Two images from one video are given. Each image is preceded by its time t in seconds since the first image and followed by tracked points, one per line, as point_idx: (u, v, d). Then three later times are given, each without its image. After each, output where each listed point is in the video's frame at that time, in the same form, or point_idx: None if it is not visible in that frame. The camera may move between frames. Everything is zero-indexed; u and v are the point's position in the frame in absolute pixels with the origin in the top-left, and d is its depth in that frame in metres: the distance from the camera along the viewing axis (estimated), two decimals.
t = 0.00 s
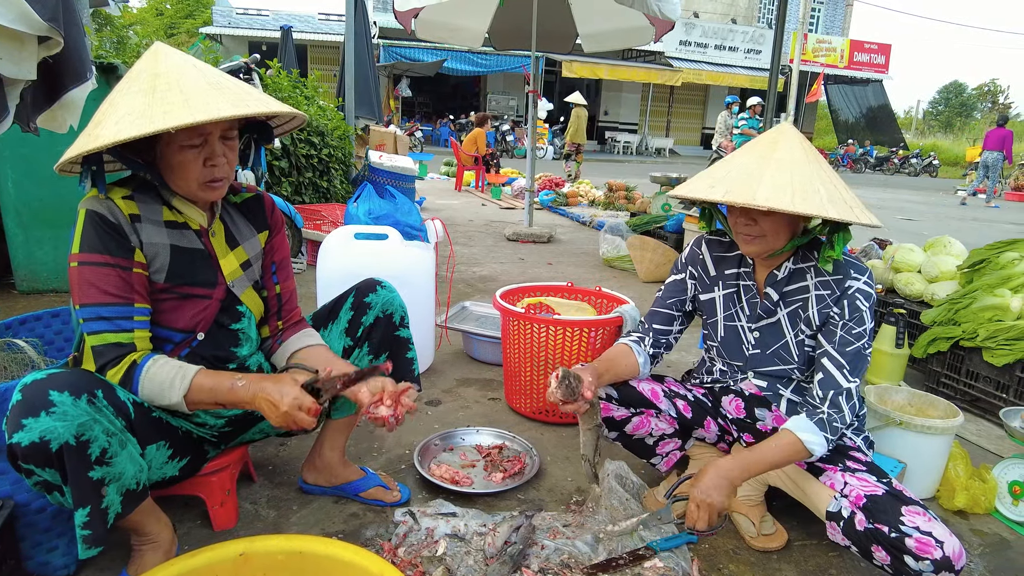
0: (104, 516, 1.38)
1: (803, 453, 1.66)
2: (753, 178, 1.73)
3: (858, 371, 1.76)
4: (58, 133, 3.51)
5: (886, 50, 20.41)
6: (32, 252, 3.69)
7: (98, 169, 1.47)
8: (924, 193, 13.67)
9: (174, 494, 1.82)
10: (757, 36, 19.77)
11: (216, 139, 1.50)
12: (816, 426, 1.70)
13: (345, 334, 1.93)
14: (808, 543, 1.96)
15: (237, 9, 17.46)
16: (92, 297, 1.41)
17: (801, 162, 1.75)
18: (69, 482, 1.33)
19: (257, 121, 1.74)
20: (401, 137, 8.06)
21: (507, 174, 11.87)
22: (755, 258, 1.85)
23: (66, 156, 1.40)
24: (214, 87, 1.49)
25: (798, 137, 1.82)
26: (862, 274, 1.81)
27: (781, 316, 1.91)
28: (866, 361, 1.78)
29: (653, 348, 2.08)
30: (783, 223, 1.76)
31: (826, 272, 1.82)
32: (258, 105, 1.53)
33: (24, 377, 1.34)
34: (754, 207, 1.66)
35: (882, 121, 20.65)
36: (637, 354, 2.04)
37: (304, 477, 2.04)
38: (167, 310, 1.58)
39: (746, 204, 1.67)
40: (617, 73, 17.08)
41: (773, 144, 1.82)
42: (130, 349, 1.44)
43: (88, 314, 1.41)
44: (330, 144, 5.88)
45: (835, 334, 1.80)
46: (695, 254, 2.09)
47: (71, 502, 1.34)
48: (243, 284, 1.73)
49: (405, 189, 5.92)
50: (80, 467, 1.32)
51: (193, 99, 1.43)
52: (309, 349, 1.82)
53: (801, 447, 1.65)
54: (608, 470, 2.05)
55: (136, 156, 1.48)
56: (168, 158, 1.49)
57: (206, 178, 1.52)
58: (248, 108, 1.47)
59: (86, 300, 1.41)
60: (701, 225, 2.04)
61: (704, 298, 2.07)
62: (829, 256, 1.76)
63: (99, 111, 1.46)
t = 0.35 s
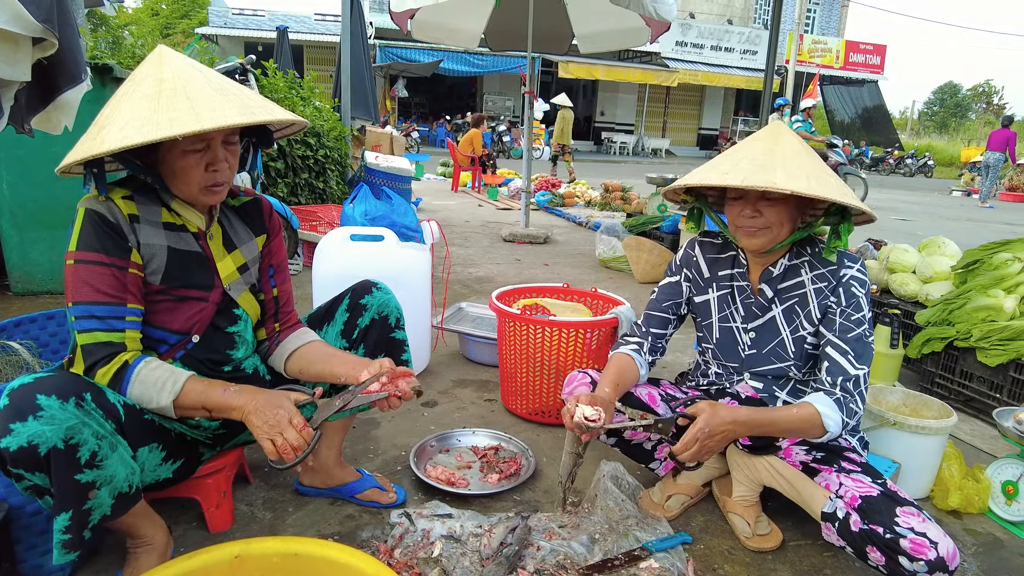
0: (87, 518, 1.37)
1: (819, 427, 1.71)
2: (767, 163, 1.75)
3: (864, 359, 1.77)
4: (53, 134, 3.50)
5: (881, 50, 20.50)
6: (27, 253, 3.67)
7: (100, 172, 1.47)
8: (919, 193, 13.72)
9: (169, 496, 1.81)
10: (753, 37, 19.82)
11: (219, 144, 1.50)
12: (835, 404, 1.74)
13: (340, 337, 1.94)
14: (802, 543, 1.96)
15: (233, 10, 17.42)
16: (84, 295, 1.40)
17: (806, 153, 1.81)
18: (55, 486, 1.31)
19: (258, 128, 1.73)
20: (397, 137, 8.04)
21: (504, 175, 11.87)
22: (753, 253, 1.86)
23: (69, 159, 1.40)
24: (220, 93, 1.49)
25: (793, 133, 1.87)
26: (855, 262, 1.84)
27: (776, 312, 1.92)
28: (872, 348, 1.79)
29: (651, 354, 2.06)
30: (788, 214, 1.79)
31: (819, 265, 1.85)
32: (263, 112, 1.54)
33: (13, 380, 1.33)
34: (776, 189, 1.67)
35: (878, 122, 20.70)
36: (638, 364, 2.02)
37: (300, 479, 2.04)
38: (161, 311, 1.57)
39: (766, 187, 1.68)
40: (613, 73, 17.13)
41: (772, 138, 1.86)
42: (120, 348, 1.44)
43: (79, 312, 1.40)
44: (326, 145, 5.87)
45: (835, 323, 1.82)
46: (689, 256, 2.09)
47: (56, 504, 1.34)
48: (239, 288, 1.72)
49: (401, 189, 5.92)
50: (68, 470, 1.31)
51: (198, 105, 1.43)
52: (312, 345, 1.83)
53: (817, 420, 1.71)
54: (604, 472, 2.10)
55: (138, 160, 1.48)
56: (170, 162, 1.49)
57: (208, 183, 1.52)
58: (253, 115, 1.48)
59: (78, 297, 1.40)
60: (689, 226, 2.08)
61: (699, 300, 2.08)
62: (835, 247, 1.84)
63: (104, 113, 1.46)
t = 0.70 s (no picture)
0: (76, 522, 1.35)
1: (852, 426, 1.66)
2: (796, 144, 1.81)
3: (880, 346, 1.75)
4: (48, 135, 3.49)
5: (876, 52, 20.59)
6: (21, 254, 3.66)
7: (99, 166, 1.45)
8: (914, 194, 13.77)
9: (165, 498, 1.81)
10: (749, 38, 19.86)
11: (219, 144, 1.50)
12: (862, 398, 1.68)
13: (335, 341, 1.93)
14: (798, 543, 1.97)
15: (229, 10, 17.39)
16: (70, 273, 1.38)
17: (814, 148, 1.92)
18: (40, 489, 1.30)
19: (258, 130, 1.74)
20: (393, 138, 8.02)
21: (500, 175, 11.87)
22: (754, 244, 1.87)
23: (67, 150, 1.39)
24: (223, 92, 1.49)
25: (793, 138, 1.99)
26: (851, 254, 1.88)
27: (773, 310, 1.93)
28: (884, 336, 1.77)
29: (640, 353, 2.03)
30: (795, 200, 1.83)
31: (816, 261, 1.88)
32: (264, 112, 1.54)
33: None
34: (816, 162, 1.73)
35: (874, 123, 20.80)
36: (630, 364, 1.99)
37: (295, 481, 2.04)
38: (155, 309, 1.57)
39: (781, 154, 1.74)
40: (609, 74, 17.16)
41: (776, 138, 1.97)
42: (96, 327, 1.38)
43: (61, 289, 1.37)
44: (322, 145, 5.85)
45: (843, 314, 1.81)
46: (684, 256, 2.09)
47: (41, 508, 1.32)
48: (233, 289, 1.72)
49: (398, 190, 5.92)
50: (53, 474, 1.30)
51: (198, 102, 1.43)
52: (305, 348, 1.82)
53: (849, 419, 1.65)
54: (601, 472, 2.10)
55: (137, 155, 1.47)
56: (169, 159, 1.49)
57: (206, 182, 1.52)
58: (252, 115, 1.47)
59: (65, 276, 1.38)
60: (687, 221, 2.10)
61: (694, 301, 2.08)
62: (840, 240, 1.89)
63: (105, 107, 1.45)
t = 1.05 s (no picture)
0: (67, 526, 1.35)
1: (843, 437, 1.69)
2: (802, 145, 1.83)
3: (875, 358, 1.77)
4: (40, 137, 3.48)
5: (871, 53, 20.69)
6: (14, 256, 3.64)
7: (85, 169, 1.45)
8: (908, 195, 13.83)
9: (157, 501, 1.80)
10: (744, 39, 19.90)
11: (205, 146, 1.50)
12: (856, 409, 1.71)
13: (326, 346, 1.93)
14: (790, 545, 1.97)
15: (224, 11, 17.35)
16: (53, 265, 1.36)
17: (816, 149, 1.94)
18: (32, 493, 1.29)
19: (247, 133, 1.74)
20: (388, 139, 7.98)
21: (495, 177, 11.86)
22: (756, 244, 1.88)
23: (53, 153, 1.39)
24: (209, 94, 1.49)
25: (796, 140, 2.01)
26: (851, 263, 1.87)
27: (770, 312, 1.93)
28: (879, 347, 1.79)
29: (637, 355, 2.03)
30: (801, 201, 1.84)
31: (815, 265, 1.88)
32: (251, 115, 1.53)
33: None
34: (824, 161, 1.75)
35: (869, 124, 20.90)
36: (627, 367, 1.99)
37: (288, 484, 2.03)
38: (144, 312, 1.56)
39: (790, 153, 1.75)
40: (604, 75, 17.19)
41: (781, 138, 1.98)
42: (76, 318, 1.34)
43: (42, 280, 1.34)
44: (317, 147, 5.85)
45: (840, 325, 1.82)
46: (682, 256, 2.09)
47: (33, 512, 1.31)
48: (223, 292, 1.72)
49: (393, 192, 5.91)
50: (44, 478, 1.29)
51: (184, 104, 1.43)
52: (295, 352, 1.82)
53: (841, 430, 1.68)
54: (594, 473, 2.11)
55: (123, 158, 1.47)
56: (155, 162, 1.49)
57: (193, 185, 1.52)
58: (239, 116, 1.47)
59: (49, 266, 1.36)
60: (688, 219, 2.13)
61: (691, 301, 2.08)
62: (842, 241, 1.92)
63: (92, 110, 1.45)
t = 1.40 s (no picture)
0: (52, 532, 1.33)
1: (823, 450, 1.73)
2: (804, 146, 1.84)
3: (861, 371, 1.81)
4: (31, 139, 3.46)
5: (865, 54, 20.77)
6: (4, 258, 3.62)
7: (71, 173, 1.45)
8: (902, 195, 13.89)
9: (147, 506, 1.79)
10: (738, 41, 19.94)
11: (192, 150, 1.49)
12: (838, 425, 1.76)
13: (317, 349, 1.93)
14: (783, 547, 1.97)
15: (219, 12, 17.31)
16: (35, 265, 1.34)
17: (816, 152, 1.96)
18: (15, 498, 1.28)
19: (235, 135, 1.73)
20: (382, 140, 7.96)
21: (490, 178, 11.85)
22: (757, 246, 1.86)
23: (37, 158, 1.37)
24: (195, 97, 1.48)
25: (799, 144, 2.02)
26: (850, 273, 1.87)
27: (767, 315, 1.93)
28: (868, 359, 1.83)
29: (631, 359, 2.01)
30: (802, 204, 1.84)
31: (814, 272, 1.88)
32: (238, 117, 1.53)
33: None
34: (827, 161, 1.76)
35: (863, 125, 20.98)
36: (619, 373, 1.97)
37: (280, 488, 2.02)
38: (132, 316, 1.55)
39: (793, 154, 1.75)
40: (599, 77, 17.21)
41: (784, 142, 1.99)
42: (55, 319, 1.33)
43: (23, 280, 1.33)
44: (311, 149, 5.83)
45: (834, 337, 1.84)
46: (680, 257, 2.06)
47: (14, 517, 1.30)
48: (212, 295, 1.71)
49: (387, 193, 5.90)
50: (28, 483, 1.28)
51: (169, 107, 1.42)
52: (283, 356, 1.81)
53: (823, 444, 1.71)
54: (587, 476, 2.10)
55: (107, 162, 1.46)
56: (141, 166, 1.48)
57: (179, 189, 1.51)
58: (224, 119, 1.46)
59: (31, 267, 1.34)
60: (687, 219, 2.12)
61: (688, 302, 2.06)
62: (843, 246, 1.96)
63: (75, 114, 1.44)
